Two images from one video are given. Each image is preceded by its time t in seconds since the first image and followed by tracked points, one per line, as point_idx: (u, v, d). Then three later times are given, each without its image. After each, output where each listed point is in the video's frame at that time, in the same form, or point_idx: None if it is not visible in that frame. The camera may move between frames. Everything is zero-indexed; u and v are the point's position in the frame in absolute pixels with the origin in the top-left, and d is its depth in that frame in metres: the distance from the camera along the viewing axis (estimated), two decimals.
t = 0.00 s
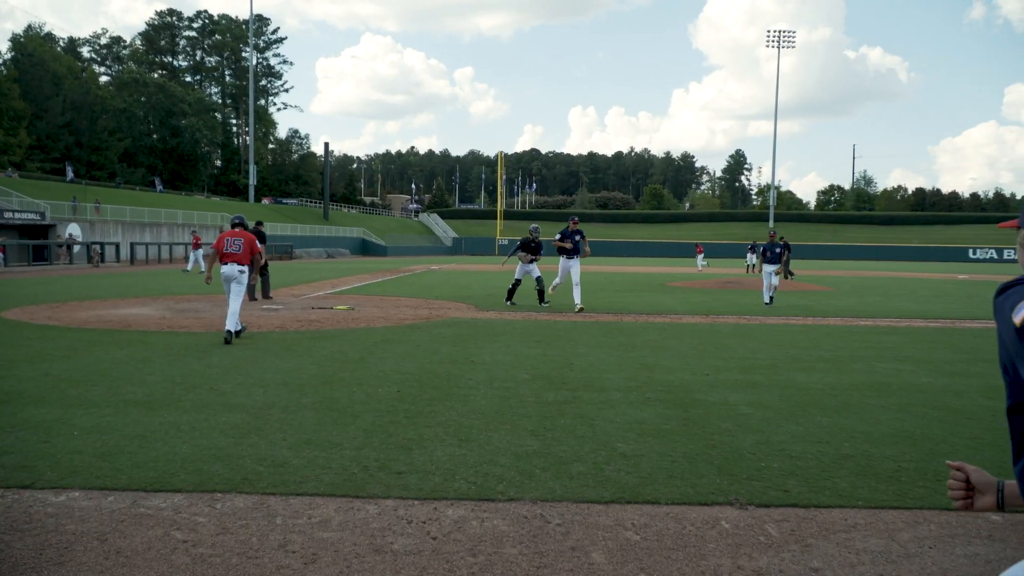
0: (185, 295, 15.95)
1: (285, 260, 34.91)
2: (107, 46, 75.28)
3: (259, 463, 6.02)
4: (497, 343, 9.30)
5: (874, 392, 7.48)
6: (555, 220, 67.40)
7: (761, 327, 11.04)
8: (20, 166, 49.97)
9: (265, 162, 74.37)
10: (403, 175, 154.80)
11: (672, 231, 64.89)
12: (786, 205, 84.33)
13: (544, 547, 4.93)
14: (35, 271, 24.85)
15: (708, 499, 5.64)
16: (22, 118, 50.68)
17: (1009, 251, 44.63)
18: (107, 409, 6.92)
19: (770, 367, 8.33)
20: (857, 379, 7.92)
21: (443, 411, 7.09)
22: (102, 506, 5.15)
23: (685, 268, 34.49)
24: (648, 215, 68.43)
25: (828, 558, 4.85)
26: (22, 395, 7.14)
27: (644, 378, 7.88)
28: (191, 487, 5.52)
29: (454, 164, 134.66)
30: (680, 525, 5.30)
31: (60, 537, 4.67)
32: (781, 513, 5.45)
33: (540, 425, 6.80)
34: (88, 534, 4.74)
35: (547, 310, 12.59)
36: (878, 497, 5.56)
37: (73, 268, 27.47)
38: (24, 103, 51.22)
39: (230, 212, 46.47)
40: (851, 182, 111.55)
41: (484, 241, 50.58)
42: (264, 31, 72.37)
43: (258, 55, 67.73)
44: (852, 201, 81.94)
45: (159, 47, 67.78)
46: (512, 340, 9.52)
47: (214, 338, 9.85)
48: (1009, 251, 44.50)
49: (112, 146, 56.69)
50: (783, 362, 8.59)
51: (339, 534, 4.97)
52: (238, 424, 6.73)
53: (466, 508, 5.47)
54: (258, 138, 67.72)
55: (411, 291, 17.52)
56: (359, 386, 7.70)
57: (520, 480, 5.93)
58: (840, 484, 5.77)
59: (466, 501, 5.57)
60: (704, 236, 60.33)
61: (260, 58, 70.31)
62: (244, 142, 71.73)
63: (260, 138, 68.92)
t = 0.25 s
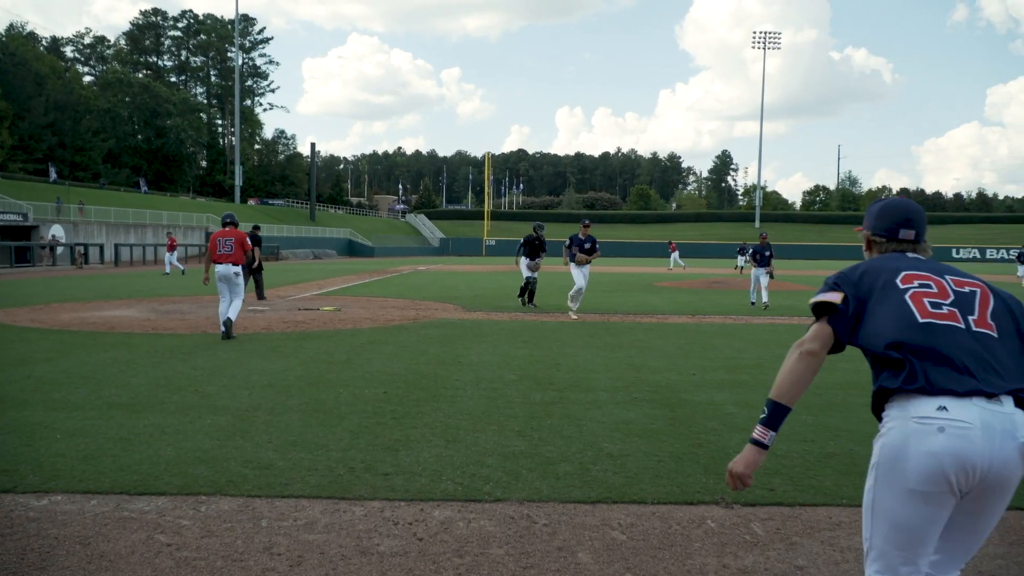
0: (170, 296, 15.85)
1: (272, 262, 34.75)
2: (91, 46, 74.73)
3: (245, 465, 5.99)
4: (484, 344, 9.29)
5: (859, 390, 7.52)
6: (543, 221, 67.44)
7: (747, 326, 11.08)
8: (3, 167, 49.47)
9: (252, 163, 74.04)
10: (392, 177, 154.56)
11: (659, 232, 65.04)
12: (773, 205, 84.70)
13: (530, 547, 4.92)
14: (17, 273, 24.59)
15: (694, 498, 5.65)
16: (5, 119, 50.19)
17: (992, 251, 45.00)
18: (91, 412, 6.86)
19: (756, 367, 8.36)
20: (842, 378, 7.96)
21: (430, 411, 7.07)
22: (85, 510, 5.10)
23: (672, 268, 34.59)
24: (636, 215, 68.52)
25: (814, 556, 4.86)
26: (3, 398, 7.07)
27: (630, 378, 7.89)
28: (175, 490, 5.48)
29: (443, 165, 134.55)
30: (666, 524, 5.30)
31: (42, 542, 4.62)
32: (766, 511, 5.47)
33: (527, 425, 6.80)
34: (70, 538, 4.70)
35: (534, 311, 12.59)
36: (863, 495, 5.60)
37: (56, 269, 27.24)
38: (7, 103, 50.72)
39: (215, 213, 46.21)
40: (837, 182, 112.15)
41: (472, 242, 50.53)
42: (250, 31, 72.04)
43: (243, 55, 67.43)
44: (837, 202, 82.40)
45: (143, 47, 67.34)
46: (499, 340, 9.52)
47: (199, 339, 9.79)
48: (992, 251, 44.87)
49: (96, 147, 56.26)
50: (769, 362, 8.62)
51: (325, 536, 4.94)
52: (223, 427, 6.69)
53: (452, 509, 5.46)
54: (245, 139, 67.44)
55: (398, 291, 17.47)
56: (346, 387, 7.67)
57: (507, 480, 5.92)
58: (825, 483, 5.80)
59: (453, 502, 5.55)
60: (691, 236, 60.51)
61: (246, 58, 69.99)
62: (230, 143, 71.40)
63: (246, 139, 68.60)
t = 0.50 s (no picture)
0: (141, 298, 15.63)
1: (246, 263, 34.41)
2: (61, 44, 73.50)
3: (218, 468, 5.92)
4: (459, 344, 9.27)
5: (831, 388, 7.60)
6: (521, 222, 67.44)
7: (721, 326, 11.15)
8: None
9: (226, 163, 73.30)
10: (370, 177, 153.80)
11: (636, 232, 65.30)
12: (749, 206, 85.34)
13: (506, 547, 4.91)
14: None
15: (669, 496, 5.67)
16: None
17: (961, 251, 45.68)
18: (60, 415, 6.75)
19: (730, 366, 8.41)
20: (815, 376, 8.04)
21: (405, 412, 7.04)
22: (53, 514, 5.02)
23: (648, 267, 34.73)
24: (613, 216, 68.71)
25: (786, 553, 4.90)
26: None
27: (606, 378, 7.90)
28: (146, 494, 5.41)
29: (421, 166, 134.18)
30: (641, 522, 5.32)
31: (9, 548, 4.54)
32: (740, 509, 5.50)
33: (502, 426, 6.79)
34: (38, 543, 4.62)
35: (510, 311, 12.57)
36: (834, 493, 5.66)
37: (24, 271, 26.74)
38: None
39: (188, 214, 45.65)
40: (812, 183, 113.39)
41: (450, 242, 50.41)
42: (223, 30, 71.27)
43: (216, 54, 66.69)
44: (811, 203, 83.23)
45: (114, 46, 66.36)
46: (475, 341, 9.49)
47: (171, 341, 9.67)
48: (961, 250, 45.54)
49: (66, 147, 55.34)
50: (743, 361, 8.68)
51: (299, 539, 4.90)
52: (196, 429, 6.62)
53: (427, 509, 5.44)
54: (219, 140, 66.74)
55: (373, 292, 17.37)
56: (321, 388, 7.62)
57: (482, 481, 5.91)
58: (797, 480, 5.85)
59: (428, 503, 5.53)
60: (668, 237, 60.80)
61: (220, 58, 69.26)
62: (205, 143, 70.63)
63: (220, 139, 67.90)
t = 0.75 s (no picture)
0: (111, 299, 15.40)
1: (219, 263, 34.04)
2: (28, 41, 72.19)
3: (190, 471, 5.86)
4: (435, 345, 9.25)
5: (802, 387, 7.68)
6: (498, 222, 67.38)
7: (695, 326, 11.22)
8: None
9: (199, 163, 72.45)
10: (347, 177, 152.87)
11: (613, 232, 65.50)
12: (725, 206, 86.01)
13: (480, 548, 4.90)
14: None
15: (643, 495, 5.70)
16: None
17: (930, 251, 46.32)
18: (28, 418, 6.64)
19: (704, 365, 8.47)
20: (787, 375, 8.11)
21: (379, 413, 7.01)
22: (21, 519, 4.94)
23: (623, 267, 34.84)
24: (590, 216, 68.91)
25: (759, 551, 4.94)
26: None
27: (581, 378, 7.92)
28: (116, 497, 5.34)
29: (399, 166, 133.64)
30: (616, 521, 5.33)
31: None
32: (713, 507, 5.54)
33: (477, 426, 6.78)
34: (5, 549, 4.54)
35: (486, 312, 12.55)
36: (806, 490, 5.72)
37: None
38: None
39: (160, 213, 45.05)
40: (786, 184, 114.41)
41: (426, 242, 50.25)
42: (195, 28, 70.42)
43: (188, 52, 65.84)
44: (785, 203, 83.96)
45: (83, 43, 65.30)
46: (450, 341, 9.48)
47: (142, 343, 9.54)
48: (931, 251, 46.17)
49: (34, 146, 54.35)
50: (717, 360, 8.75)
51: (272, 541, 4.86)
52: (167, 431, 6.54)
53: (402, 511, 5.41)
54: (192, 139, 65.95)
55: (347, 292, 17.25)
56: (295, 389, 7.56)
57: (458, 481, 5.89)
58: (770, 478, 5.91)
59: (403, 504, 5.51)
60: (644, 236, 61.11)
61: (192, 56, 68.43)
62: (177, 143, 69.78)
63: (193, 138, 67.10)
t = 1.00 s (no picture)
0: (73, 299, 15.11)
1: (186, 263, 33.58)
2: None
3: (155, 474, 5.77)
4: (405, 345, 9.21)
5: (770, 386, 7.77)
6: (470, 222, 67.30)
7: (664, 325, 11.29)
8: None
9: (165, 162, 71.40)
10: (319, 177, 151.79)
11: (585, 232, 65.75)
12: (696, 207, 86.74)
13: (450, 548, 4.88)
14: None
15: (612, 495, 5.71)
16: None
17: (894, 251, 47.13)
18: None
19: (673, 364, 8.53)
20: (755, 374, 8.20)
21: (349, 414, 6.96)
22: None
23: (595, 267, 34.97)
24: (563, 216, 69.09)
25: (726, 548, 4.98)
26: None
27: (551, 378, 7.94)
28: (78, 502, 5.24)
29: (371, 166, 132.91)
30: (585, 520, 5.35)
31: None
32: (682, 505, 5.57)
33: (447, 426, 6.76)
34: None
35: (457, 311, 12.52)
36: (773, 487, 5.79)
37: None
38: None
39: (125, 213, 44.32)
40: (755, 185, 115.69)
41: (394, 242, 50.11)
42: (161, 25, 69.41)
43: (154, 48, 64.85)
44: (754, 204, 84.89)
45: (45, 38, 64.04)
46: (421, 341, 9.44)
47: (105, 344, 9.37)
48: (894, 251, 46.99)
49: None
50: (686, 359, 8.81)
51: (239, 545, 4.80)
52: (132, 434, 6.43)
53: (371, 512, 5.37)
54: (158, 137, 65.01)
55: (316, 292, 17.10)
56: (263, 391, 7.49)
57: (427, 482, 5.87)
58: (738, 476, 5.97)
59: (372, 506, 5.47)
60: (616, 237, 61.41)
61: (157, 53, 67.40)
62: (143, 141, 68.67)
63: (159, 137, 66.12)
